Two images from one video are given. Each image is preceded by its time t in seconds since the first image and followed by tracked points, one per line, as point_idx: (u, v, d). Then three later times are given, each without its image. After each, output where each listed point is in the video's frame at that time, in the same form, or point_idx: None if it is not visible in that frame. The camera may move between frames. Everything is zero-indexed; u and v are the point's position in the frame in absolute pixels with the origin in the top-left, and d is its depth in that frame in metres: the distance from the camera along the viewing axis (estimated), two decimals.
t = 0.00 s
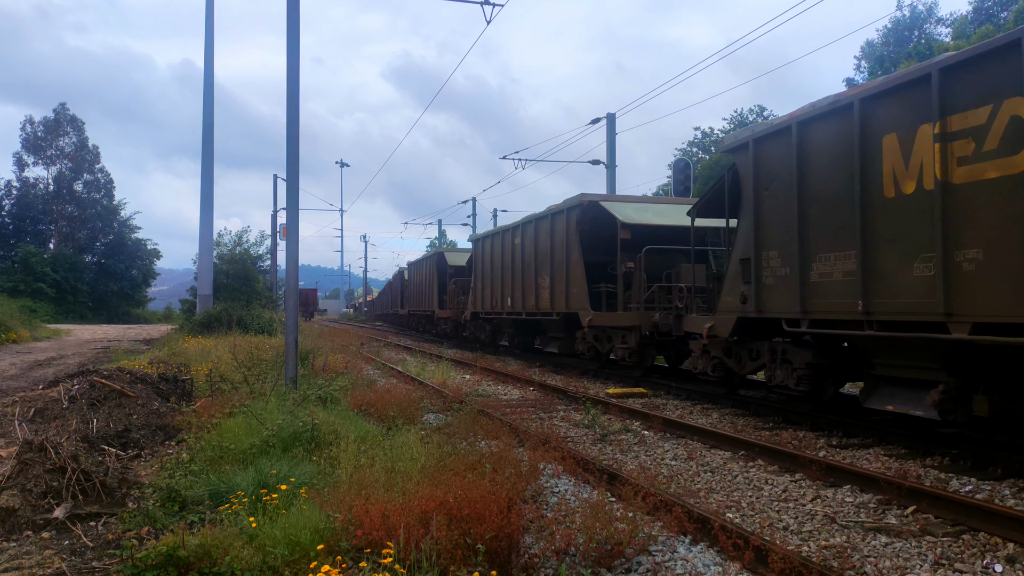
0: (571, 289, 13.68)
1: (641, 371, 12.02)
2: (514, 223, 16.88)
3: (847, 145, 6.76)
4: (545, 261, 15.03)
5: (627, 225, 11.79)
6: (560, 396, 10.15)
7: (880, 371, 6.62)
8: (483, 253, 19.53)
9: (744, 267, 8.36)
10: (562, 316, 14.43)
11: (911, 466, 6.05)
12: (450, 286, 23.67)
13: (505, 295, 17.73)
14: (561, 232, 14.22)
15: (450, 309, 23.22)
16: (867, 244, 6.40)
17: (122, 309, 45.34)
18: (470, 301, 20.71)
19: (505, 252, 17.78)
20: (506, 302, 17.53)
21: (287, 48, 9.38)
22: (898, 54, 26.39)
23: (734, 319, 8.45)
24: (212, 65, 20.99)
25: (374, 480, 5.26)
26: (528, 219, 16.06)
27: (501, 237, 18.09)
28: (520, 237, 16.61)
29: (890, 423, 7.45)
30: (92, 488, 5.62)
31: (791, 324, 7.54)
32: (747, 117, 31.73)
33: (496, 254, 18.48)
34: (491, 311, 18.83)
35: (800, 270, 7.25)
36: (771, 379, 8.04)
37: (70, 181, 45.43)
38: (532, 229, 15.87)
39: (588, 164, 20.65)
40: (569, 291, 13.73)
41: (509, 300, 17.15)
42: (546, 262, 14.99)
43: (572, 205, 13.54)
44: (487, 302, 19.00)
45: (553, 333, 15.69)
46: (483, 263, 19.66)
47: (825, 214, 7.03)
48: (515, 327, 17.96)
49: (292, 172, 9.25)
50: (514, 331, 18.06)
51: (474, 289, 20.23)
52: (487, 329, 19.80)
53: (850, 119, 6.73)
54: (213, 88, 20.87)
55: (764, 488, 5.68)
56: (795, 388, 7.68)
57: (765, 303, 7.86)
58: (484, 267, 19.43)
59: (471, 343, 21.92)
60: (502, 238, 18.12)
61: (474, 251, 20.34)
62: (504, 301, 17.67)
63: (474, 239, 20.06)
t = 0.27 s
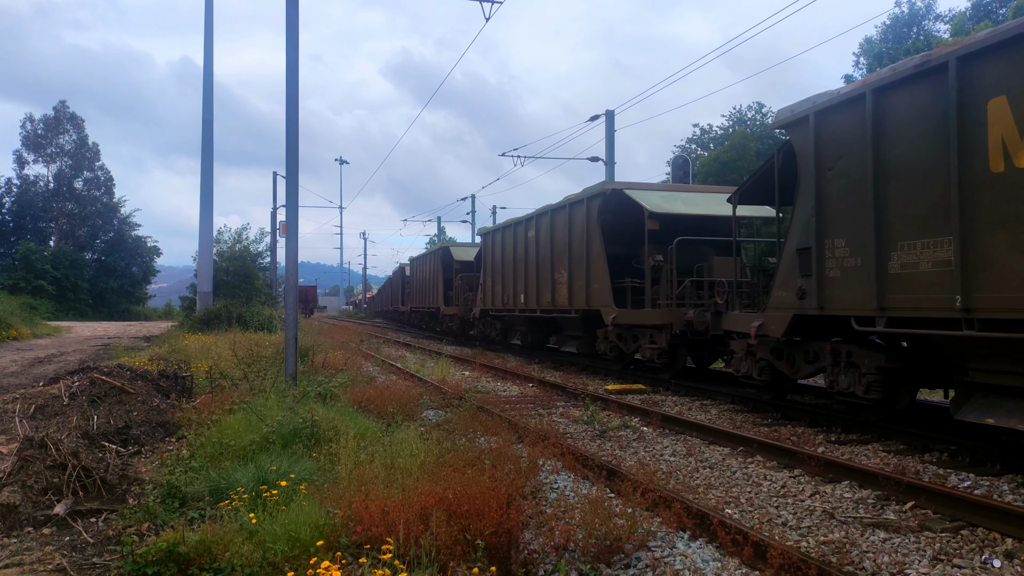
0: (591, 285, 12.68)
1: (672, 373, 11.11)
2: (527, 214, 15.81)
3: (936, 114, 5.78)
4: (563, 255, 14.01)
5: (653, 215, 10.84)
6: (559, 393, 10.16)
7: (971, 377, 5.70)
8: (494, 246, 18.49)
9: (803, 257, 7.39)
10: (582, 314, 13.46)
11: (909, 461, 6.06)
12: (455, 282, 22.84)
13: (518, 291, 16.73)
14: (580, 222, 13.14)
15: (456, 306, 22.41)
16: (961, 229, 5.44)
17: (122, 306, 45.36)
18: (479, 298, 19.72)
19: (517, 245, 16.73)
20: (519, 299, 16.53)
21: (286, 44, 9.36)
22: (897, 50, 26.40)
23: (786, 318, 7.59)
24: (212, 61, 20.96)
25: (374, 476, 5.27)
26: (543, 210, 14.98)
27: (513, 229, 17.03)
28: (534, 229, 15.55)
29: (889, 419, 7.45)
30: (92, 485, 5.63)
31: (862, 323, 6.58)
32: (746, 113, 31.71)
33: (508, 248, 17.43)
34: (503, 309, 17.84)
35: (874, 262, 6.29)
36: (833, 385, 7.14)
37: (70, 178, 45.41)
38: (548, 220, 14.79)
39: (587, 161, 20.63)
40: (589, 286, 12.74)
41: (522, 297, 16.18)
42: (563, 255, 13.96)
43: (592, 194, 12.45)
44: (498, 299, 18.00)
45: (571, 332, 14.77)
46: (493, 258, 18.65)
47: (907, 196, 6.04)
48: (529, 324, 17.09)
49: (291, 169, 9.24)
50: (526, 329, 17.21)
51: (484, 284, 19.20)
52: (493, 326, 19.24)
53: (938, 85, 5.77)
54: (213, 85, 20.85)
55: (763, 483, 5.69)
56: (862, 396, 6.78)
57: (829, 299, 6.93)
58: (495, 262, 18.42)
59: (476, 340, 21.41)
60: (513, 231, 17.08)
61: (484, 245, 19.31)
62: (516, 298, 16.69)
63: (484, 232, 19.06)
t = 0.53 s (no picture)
0: (619, 279, 11.71)
1: (708, 377, 10.22)
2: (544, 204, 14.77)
3: None
4: (586, 247, 13.00)
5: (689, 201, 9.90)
6: (559, 389, 10.15)
7: None
8: (507, 239, 17.45)
9: (880, 247, 6.31)
10: (606, 312, 12.46)
11: (910, 458, 6.05)
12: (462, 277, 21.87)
13: (533, 287, 15.69)
14: (605, 212, 12.15)
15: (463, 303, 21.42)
16: None
17: (120, 302, 45.25)
18: (489, 295, 18.66)
19: (531, 237, 15.70)
20: (534, 296, 15.51)
21: (284, 39, 9.31)
22: (898, 46, 26.34)
23: (860, 318, 6.50)
24: (210, 56, 20.87)
25: (374, 472, 5.25)
26: (562, 199, 13.95)
27: (528, 220, 15.99)
28: (552, 220, 14.54)
29: (889, 415, 7.45)
30: (91, 482, 5.61)
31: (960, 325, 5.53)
32: (747, 108, 31.64)
33: (522, 241, 16.41)
34: (516, 306, 16.79)
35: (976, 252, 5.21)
36: (916, 395, 6.18)
37: (68, 174, 45.28)
38: (568, 210, 13.76)
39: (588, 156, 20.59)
40: (617, 280, 11.77)
41: (538, 293, 15.16)
42: (586, 247, 12.96)
43: (620, 180, 11.44)
44: (511, 296, 16.95)
45: (591, 330, 13.78)
46: (505, 252, 17.62)
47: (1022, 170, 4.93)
48: (542, 323, 16.13)
49: (290, 165, 9.19)
50: (540, 328, 16.23)
51: (495, 280, 18.18)
52: (503, 323, 18.39)
53: None
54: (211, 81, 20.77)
55: (763, 480, 5.68)
56: (954, 409, 5.82)
57: (916, 294, 5.84)
58: (507, 257, 17.39)
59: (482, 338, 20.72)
60: (528, 222, 16.05)
61: (495, 238, 18.25)
62: (531, 294, 15.66)
63: (495, 223, 18.01)
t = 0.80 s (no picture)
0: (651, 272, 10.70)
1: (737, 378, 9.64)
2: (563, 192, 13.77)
3: None
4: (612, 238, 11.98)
5: (731, 186, 8.83)
6: (558, 386, 10.13)
7: None
8: (521, 230, 16.42)
9: (984, 234, 5.32)
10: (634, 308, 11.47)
11: (911, 454, 6.05)
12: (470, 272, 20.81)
13: (552, 281, 14.66)
14: (635, 200, 11.17)
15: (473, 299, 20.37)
16: None
17: (118, 299, 45.15)
18: (502, 291, 17.62)
19: (550, 228, 14.70)
20: (553, 290, 14.48)
21: (282, 34, 9.26)
22: (898, 42, 26.25)
23: (953, 319, 5.58)
24: (208, 53, 20.79)
25: (373, 470, 5.23)
26: (584, 187, 12.95)
27: (545, 210, 14.97)
28: (573, 209, 13.54)
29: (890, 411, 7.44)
30: (89, 479, 5.59)
31: None
32: (747, 105, 31.57)
33: (538, 232, 15.39)
34: (533, 302, 15.74)
35: None
36: None
37: (65, 171, 45.16)
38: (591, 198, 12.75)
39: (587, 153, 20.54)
40: (647, 273, 10.77)
41: (557, 287, 14.18)
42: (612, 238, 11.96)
43: (652, 165, 10.44)
44: (527, 291, 15.94)
45: (616, 328, 12.77)
46: (518, 244, 16.60)
47: None
48: (560, 320, 15.18)
49: (289, 161, 9.15)
50: (557, 326, 15.22)
51: (508, 274, 17.14)
52: (515, 321, 17.47)
53: None
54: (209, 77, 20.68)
55: (764, 476, 5.67)
56: None
57: None
58: (522, 249, 16.35)
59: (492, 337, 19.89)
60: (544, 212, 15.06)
61: (508, 230, 17.23)
62: (550, 289, 14.67)
63: (509, 214, 17.02)
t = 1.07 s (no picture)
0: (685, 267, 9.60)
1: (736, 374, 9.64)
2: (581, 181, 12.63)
3: None
4: (638, 230, 10.86)
5: (780, 169, 7.79)
6: (557, 383, 10.15)
7: None
8: (535, 222, 15.26)
9: None
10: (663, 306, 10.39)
11: (908, 450, 6.07)
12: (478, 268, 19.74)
13: (569, 277, 13.55)
14: (666, 187, 10.03)
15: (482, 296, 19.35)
16: None
17: (117, 297, 45.14)
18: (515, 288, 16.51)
19: (566, 220, 13.57)
20: (570, 287, 13.37)
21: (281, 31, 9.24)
22: (896, 39, 26.23)
23: None
24: (206, 50, 20.76)
25: (373, 466, 5.24)
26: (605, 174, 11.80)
27: (560, 200, 13.83)
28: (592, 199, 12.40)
29: (887, 408, 7.46)
30: (88, 476, 5.60)
31: None
32: (744, 103, 31.54)
33: (553, 224, 14.24)
34: (548, 299, 14.63)
35: None
36: None
37: (64, 169, 45.14)
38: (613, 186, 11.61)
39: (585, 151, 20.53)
40: (681, 268, 9.68)
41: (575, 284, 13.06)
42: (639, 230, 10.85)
43: (686, 147, 9.30)
44: (541, 288, 14.83)
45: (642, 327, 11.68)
46: (531, 237, 15.45)
47: None
48: (579, 319, 14.09)
49: (288, 159, 9.14)
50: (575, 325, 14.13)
51: (519, 270, 16.00)
52: (528, 320, 16.36)
53: None
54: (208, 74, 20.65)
55: (761, 473, 5.69)
56: None
57: None
58: (535, 243, 15.20)
59: (500, 336, 19.07)
60: (559, 203, 13.92)
61: (519, 222, 16.10)
62: (566, 286, 13.57)
63: (519, 205, 15.87)
